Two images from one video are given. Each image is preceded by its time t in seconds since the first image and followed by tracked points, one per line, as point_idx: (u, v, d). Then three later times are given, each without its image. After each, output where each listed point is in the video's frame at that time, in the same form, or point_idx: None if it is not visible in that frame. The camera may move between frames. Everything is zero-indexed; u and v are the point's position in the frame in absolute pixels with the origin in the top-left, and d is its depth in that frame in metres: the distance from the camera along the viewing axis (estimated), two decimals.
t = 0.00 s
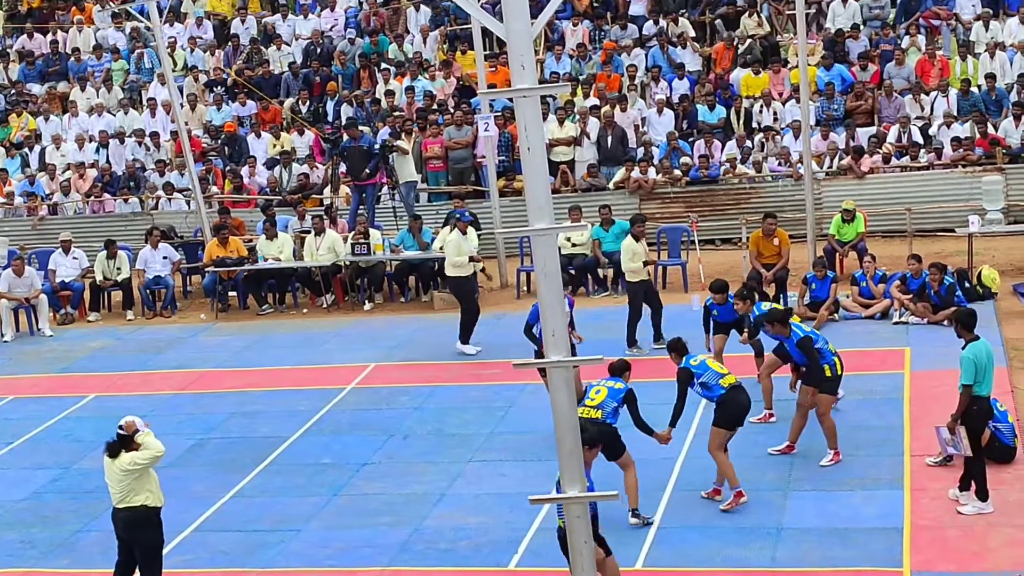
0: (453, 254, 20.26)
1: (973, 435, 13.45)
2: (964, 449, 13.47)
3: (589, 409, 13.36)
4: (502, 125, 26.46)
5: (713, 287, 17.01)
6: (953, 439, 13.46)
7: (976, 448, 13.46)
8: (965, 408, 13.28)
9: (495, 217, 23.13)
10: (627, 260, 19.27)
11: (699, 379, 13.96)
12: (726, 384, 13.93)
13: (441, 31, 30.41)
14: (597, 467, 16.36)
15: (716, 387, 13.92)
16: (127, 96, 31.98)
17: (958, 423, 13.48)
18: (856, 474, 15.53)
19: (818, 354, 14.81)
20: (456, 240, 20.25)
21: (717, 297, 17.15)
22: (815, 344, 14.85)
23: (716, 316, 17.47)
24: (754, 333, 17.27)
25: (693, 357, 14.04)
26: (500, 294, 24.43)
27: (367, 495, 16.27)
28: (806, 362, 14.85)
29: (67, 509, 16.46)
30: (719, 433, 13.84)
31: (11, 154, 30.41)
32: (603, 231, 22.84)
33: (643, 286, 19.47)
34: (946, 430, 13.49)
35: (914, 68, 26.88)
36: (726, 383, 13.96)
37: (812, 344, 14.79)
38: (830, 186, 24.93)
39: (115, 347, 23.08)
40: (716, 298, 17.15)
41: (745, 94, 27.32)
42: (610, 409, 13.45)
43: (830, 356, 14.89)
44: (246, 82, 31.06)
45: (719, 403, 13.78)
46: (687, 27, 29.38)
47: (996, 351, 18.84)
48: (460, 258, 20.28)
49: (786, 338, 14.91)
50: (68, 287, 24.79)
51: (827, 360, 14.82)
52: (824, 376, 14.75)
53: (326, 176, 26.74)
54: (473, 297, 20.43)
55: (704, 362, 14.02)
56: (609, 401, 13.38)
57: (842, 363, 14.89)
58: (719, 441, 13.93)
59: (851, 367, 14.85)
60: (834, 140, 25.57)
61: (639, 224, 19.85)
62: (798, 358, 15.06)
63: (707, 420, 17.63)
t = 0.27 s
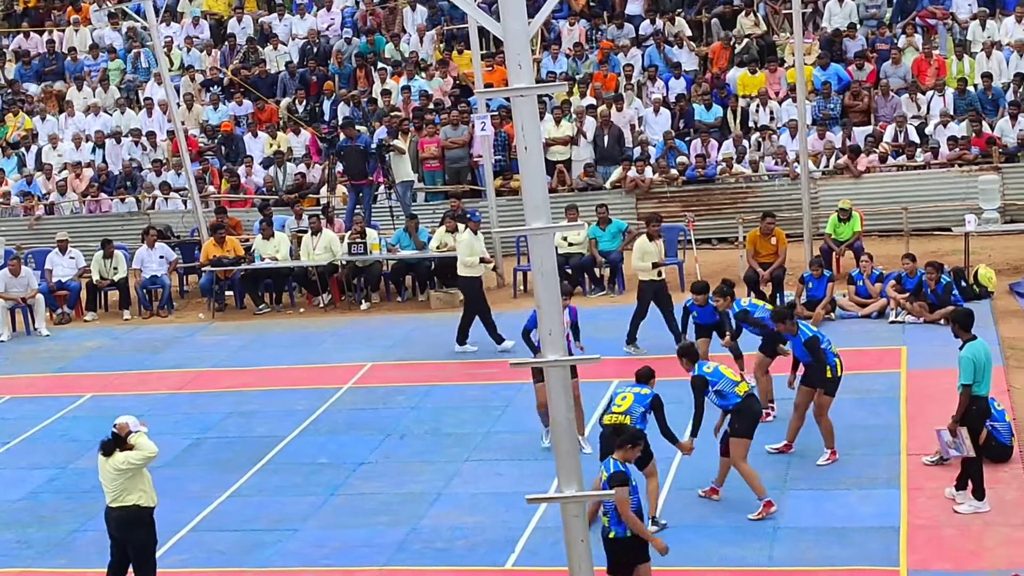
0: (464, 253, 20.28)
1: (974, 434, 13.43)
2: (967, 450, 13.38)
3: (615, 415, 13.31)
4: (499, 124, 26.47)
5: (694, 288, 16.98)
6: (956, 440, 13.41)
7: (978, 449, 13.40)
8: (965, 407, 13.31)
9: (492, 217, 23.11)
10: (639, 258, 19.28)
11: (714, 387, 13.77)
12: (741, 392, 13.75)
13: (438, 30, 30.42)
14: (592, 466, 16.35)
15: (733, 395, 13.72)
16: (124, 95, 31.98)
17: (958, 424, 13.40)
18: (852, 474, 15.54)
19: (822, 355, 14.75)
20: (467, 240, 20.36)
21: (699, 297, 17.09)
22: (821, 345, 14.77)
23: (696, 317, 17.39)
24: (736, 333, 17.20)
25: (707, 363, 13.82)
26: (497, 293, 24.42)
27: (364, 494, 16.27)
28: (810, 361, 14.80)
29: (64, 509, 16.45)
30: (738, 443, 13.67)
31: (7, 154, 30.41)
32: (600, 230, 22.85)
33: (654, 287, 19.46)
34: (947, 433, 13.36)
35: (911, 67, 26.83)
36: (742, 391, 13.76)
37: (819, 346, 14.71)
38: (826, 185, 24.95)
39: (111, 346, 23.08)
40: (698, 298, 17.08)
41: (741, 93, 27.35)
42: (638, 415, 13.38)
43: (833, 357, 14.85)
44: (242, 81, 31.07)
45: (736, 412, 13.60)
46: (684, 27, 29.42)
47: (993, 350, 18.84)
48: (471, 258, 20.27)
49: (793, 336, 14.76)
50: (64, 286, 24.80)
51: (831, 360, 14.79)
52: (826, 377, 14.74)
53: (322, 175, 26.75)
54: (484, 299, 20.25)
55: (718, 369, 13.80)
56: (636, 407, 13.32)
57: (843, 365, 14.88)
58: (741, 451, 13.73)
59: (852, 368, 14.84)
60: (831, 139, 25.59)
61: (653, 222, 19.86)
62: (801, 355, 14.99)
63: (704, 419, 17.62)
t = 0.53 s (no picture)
0: (477, 251, 20.14)
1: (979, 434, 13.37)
2: (975, 451, 13.32)
3: (632, 419, 13.21)
4: (495, 123, 26.45)
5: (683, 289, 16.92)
6: (963, 443, 13.32)
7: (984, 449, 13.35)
8: (966, 407, 13.32)
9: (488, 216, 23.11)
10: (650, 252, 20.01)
11: (726, 391, 13.72)
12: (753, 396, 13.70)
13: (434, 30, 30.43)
14: (587, 466, 16.34)
15: (744, 399, 13.66)
16: (120, 95, 31.95)
17: (962, 426, 13.34)
18: (849, 472, 15.53)
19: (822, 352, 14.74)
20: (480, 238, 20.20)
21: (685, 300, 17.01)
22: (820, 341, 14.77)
23: (681, 319, 17.26)
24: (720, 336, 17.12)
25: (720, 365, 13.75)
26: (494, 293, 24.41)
27: (361, 494, 16.26)
28: (808, 358, 14.80)
29: (60, 509, 16.44)
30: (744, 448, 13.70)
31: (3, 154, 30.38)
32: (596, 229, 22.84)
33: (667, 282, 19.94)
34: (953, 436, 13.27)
35: (907, 66, 26.84)
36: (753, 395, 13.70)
37: (818, 342, 14.72)
38: (823, 184, 24.94)
39: (108, 346, 23.06)
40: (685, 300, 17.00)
41: (737, 93, 27.36)
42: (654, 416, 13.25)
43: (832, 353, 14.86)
44: (239, 81, 31.07)
45: (745, 416, 13.55)
46: (681, 26, 29.43)
47: (989, 349, 18.84)
48: (483, 256, 20.10)
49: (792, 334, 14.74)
50: (61, 286, 24.79)
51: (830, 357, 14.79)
52: (825, 373, 14.76)
53: (319, 174, 26.75)
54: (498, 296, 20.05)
55: (731, 373, 13.78)
56: (654, 408, 13.20)
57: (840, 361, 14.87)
58: (747, 455, 13.72)
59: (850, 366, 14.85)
60: (828, 139, 25.58)
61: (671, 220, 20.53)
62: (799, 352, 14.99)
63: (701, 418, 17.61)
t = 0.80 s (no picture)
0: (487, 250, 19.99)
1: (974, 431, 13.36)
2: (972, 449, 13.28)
3: (635, 429, 13.09)
4: (491, 122, 26.44)
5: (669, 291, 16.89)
6: (959, 440, 13.29)
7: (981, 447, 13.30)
8: (962, 406, 13.30)
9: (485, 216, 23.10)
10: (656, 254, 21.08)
11: (716, 388, 13.72)
12: (743, 393, 13.72)
13: (430, 29, 30.45)
14: (583, 465, 16.33)
15: (735, 396, 13.69)
16: (117, 94, 31.95)
17: (959, 424, 13.30)
18: (846, 472, 15.53)
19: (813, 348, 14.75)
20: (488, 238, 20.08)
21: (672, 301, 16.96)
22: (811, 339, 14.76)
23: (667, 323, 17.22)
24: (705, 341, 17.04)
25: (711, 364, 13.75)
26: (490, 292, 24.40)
27: (357, 493, 16.26)
28: (799, 356, 14.82)
29: (57, 508, 16.43)
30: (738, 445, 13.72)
31: None
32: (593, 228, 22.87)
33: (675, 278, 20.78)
34: (950, 435, 13.21)
35: (904, 65, 26.86)
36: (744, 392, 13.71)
37: (810, 340, 14.72)
38: (819, 184, 24.95)
39: (104, 345, 23.06)
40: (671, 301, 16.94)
41: (734, 92, 27.37)
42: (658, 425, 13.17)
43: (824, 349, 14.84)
44: (235, 80, 31.07)
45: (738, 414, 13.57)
46: (677, 25, 29.46)
47: (986, 348, 18.85)
48: (493, 254, 19.94)
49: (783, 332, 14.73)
50: (57, 285, 24.79)
51: (822, 353, 14.78)
52: (818, 370, 14.76)
53: (315, 173, 26.75)
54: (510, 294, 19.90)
55: (722, 369, 13.75)
56: (657, 414, 13.10)
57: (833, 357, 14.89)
58: (741, 450, 13.74)
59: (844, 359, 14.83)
60: (824, 138, 25.60)
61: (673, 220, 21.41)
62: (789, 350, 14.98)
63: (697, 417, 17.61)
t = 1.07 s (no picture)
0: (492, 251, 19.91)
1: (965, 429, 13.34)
2: (963, 447, 13.27)
3: (616, 411, 13.25)
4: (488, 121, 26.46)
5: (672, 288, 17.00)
6: (950, 437, 13.26)
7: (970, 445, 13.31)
8: (956, 403, 13.29)
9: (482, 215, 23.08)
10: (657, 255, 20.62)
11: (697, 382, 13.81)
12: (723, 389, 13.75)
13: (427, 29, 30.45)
14: (580, 464, 16.34)
15: (714, 391, 13.73)
16: (113, 94, 31.94)
17: (951, 421, 13.29)
18: (843, 471, 15.54)
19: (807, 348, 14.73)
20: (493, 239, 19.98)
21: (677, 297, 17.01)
22: (804, 340, 14.72)
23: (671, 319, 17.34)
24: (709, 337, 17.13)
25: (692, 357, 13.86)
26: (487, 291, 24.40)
27: (354, 493, 16.26)
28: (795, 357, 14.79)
29: (54, 508, 16.43)
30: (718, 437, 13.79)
31: None
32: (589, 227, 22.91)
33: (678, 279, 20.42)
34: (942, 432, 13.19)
35: (900, 65, 26.88)
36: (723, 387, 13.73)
37: (803, 340, 14.66)
38: (816, 183, 24.96)
39: (101, 345, 23.06)
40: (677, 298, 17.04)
41: (730, 91, 27.40)
42: (638, 408, 13.31)
43: (820, 349, 14.83)
44: (231, 80, 31.06)
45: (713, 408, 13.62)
46: (673, 24, 29.48)
47: (982, 347, 18.87)
48: (498, 255, 19.86)
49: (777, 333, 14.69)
50: (54, 285, 24.79)
51: (817, 354, 14.77)
52: (812, 370, 14.77)
53: (312, 173, 26.74)
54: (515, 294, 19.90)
55: (703, 364, 13.84)
56: (636, 399, 13.25)
57: (831, 356, 14.87)
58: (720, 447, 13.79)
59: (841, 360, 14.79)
60: (821, 137, 25.60)
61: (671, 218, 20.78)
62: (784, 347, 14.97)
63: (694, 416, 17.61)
